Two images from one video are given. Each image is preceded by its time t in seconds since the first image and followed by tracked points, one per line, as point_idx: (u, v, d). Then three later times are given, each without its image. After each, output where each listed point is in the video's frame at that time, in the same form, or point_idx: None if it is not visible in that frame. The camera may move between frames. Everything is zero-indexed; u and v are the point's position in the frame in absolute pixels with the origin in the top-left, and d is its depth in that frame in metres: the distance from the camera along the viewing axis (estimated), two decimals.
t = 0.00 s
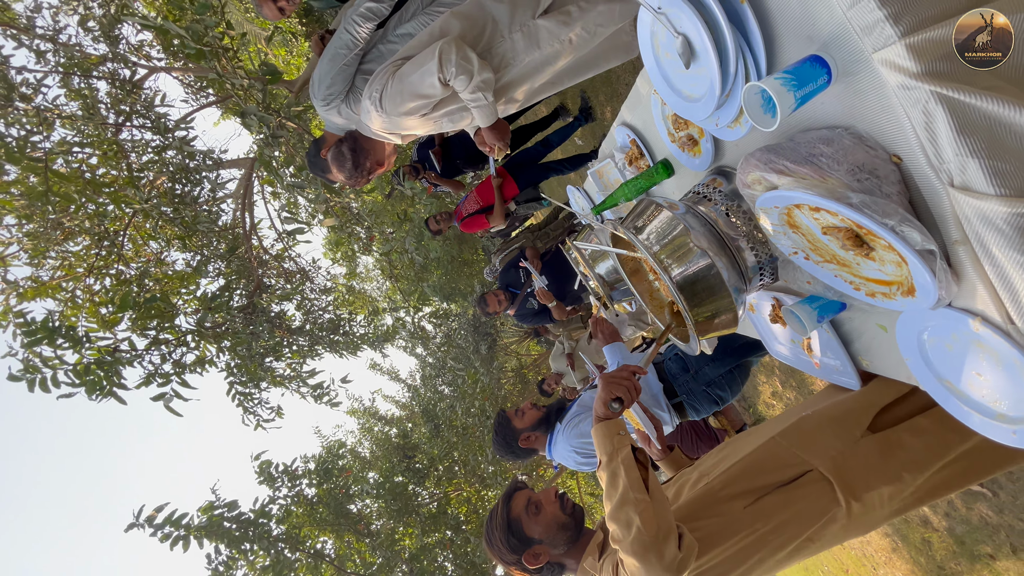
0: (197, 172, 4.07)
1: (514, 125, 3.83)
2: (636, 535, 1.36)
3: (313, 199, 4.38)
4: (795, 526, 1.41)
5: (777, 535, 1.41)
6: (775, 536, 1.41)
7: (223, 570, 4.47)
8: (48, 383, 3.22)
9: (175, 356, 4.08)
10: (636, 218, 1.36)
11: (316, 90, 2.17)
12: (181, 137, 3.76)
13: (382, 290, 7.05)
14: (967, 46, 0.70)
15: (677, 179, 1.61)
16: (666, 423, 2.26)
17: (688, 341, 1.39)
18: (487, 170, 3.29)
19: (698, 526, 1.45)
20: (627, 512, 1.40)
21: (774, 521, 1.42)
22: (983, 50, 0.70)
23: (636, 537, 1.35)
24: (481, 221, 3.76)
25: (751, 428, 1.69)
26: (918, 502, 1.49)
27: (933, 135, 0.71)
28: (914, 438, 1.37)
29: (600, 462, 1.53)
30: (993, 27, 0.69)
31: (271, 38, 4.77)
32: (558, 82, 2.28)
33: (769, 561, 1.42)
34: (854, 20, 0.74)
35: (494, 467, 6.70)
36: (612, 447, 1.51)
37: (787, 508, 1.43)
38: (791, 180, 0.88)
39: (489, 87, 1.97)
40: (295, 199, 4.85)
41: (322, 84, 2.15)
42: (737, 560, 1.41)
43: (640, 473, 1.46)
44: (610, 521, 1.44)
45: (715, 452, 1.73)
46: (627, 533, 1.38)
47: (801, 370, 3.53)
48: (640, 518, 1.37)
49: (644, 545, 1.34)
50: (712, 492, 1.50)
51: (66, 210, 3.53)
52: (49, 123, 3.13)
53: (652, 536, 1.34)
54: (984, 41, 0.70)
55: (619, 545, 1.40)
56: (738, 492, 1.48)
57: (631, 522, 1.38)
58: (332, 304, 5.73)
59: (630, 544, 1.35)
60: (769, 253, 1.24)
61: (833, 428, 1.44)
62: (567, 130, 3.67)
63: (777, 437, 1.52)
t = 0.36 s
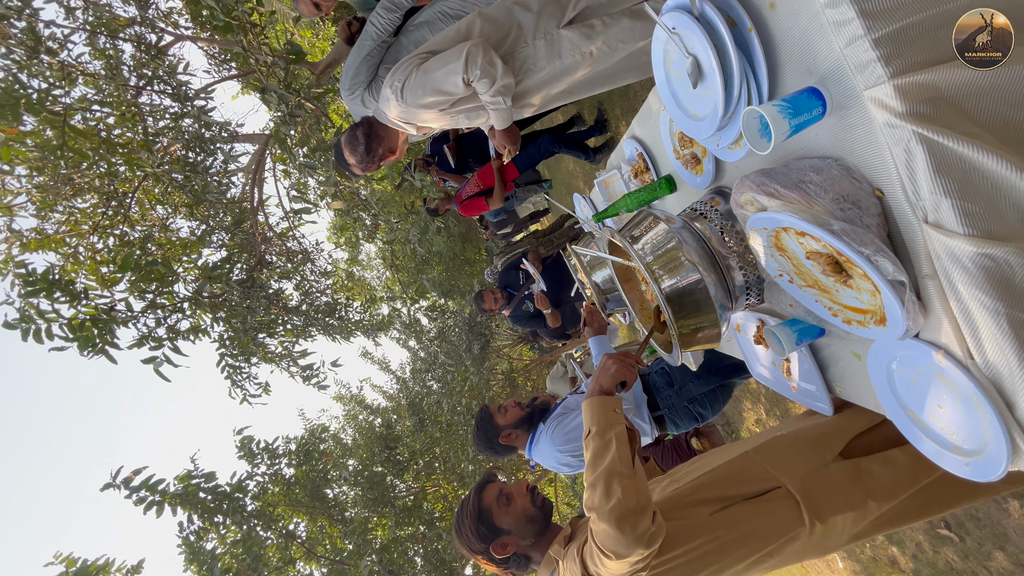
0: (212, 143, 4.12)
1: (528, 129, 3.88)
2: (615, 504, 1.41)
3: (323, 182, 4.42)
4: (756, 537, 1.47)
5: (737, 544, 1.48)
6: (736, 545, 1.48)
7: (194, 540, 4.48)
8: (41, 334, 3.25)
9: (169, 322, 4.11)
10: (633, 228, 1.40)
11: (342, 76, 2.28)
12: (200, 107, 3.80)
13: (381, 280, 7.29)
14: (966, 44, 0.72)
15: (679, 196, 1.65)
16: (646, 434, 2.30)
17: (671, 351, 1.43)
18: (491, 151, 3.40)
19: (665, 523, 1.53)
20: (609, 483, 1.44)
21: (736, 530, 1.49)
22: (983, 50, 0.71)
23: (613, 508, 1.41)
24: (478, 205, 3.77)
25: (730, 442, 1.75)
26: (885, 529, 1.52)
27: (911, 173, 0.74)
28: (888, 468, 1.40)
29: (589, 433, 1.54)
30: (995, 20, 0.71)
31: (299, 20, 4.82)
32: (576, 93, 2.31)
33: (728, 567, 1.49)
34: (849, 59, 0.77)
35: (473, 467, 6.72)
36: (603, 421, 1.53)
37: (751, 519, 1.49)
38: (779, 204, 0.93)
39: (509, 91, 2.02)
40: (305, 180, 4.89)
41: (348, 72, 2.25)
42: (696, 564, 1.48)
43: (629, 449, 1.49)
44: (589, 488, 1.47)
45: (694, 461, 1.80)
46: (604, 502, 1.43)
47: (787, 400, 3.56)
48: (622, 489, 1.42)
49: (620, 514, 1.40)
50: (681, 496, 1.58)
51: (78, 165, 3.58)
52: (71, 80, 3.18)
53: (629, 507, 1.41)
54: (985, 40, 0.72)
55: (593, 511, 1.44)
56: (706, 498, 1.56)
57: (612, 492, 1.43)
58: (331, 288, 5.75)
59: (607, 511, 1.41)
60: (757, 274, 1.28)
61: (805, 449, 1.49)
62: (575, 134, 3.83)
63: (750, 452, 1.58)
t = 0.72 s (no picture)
0: (231, 115, 4.20)
1: (542, 134, 3.96)
2: (601, 489, 1.48)
3: (335, 164, 4.47)
4: (714, 535, 1.59)
5: (698, 539, 1.59)
6: (696, 540, 1.59)
7: (168, 505, 4.52)
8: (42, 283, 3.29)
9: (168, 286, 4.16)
10: (627, 236, 1.47)
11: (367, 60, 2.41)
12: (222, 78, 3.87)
13: (381, 268, 7.40)
14: (965, 45, 0.81)
15: (675, 212, 1.72)
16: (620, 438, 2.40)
17: (650, 354, 1.50)
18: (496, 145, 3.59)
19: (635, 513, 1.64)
20: (597, 469, 1.50)
21: (696, 526, 1.61)
22: (981, 50, 0.80)
23: (598, 492, 1.48)
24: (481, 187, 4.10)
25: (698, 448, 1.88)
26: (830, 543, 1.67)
27: (875, 205, 0.81)
28: (840, 486, 1.56)
29: (577, 422, 1.59)
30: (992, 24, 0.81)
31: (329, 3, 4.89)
32: (592, 103, 2.35)
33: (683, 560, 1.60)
34: (828, 96, 0.84)
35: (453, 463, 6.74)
36: (592, 412, 1.57)
37: (711, 517, 1.61)
38: (758, 223, 1.00)
39: (524, 94, 2.10)
40: (318, 160, 4.95)
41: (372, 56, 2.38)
42: (654, 553, 1.60)
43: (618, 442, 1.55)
44: (576, 471, 1.53)
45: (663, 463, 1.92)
46: (589, 489, 1.49)
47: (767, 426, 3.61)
48: (608, 477, 1.49)
49: (605, 498, 1.47)
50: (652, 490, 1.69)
51: (97, 123, 3.65)
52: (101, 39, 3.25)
53: (614, 493, 1.48)
54: (984, 40, 0.81)
55: (578, 494, 1.51)
56: (672, 494, 1.68)
57: (599, 477, 1.50)
58: (332, 270, 5.79)
59: (592, 495, 1.47)
60: (738, 291, 1.35)
61: (770, 460, 1.62)
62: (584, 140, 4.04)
63: (719, 457, 1.70)
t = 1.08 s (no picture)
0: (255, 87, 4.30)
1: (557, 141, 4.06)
2: (557, 491, 1.58)
3: (351, 147, 4.55)
4: (669, 531, 1.76)
5: (655, 533, 1.76)
6: (653, 534, 1.76)
7: (146, 464, 4.57)
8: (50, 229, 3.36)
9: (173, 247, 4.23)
10: (622, 246, 1.55)
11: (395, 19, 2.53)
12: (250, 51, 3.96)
13: (384, 255, 7.47)
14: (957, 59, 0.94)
15: (672, 228, 1.81)
16: (595, 441, 2.52)
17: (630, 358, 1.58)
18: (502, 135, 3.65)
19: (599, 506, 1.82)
20: (554, 473, 1.60)
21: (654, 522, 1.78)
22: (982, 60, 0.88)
23: (556, 495, 1.57)
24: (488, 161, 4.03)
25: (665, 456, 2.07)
26: (778, 553, 1.83)
27: (840, 235, 0.89)
28: (788, 495, 1.75)
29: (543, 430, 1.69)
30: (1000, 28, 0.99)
31: None
32: (607, 118, 2.41)
33: (639, 550, 1.77)
34: (811, 133, 0.92)
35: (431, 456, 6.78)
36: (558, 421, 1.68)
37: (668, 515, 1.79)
38: (739, 243, 1.09)
39: (541, 101, 2.19)
40: (335, 141, 5.02)
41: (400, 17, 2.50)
42: (613, 544, 1.76)
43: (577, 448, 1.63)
44: (537, 475, 1.63)
45: (630, 466, 2.09)
46: (548, 489, 1.59)
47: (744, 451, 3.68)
48: (564, 478, 1.58)
49: (559, 501, 1.57)
50: (617, 486, 1.88)
51: (124, 80, 3.75)
52: None
53: (568, 496, 1.57)
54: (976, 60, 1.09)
55: (537, 495, 1.61)
56: (636, 491, 1.86)
57: (557, 481, 1.60)
58: (335, 251, 5.86)
59: (548, 497, 1.57)
60: (719, 307, 1.42)
61: (727, 467, 1.82)
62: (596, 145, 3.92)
63: (681, 462, 1.90)
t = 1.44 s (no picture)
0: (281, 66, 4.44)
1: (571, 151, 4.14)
2: (548, 481, 1.66)
3: (367, 135, 4.62)
4: (632, 537, 1.85)
5: (618, 540, 1.85)
6: (616, 540, 1.86)
7: (131, 424, 4.64)
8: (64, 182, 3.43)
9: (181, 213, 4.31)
10: (618, 258, 1.63)
11: None
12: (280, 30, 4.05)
13: (388, 244, 7.54)
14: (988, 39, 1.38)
15: (668, 246, 1.89)
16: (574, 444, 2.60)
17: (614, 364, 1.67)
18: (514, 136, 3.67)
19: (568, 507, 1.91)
20: (547, 466, 1.68)
21: (619, 527, 1.87)
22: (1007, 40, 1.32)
23: (546, 485, 1.65)
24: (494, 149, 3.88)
25: (640, 462, 2.13)
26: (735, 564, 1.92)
27: (813, 267, 0.97)
28: (750, 517, 1.81)
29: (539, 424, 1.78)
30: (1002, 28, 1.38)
31: None
32: (619, 136, 2.47)
33: (601, 552, 1.87)
34: (796, 171, 0.99)
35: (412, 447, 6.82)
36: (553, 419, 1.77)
37: (634, 522, 1.87)
38: (724, 265, 1.17)
39: (557, 109, 2.25)
40: (352, 128, 5.10)
41: None
42: (578, 543, 1.87)
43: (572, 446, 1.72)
44: (529, 464, 1.71)
45: (606, 468, 2.17)
46: (539, 479, 1.67)
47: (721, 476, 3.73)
48: (557, 471, 1.66)
49: (548, 491, 1.64)
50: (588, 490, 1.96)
51: (152, 44, 3.84)
52: None
53: (558, 488, 1.66)
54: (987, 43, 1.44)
55: (529, 482, 1.68)
56: (607, 495, 1.94)
57: (548, 473, 1.68)
58: (341, 235, 5.93)
59: (539, 486, 1.65)
60: (702, 326, 1.50)
61: (695, 483, 1.87)
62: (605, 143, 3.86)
63: (653, 473, 1.96)
